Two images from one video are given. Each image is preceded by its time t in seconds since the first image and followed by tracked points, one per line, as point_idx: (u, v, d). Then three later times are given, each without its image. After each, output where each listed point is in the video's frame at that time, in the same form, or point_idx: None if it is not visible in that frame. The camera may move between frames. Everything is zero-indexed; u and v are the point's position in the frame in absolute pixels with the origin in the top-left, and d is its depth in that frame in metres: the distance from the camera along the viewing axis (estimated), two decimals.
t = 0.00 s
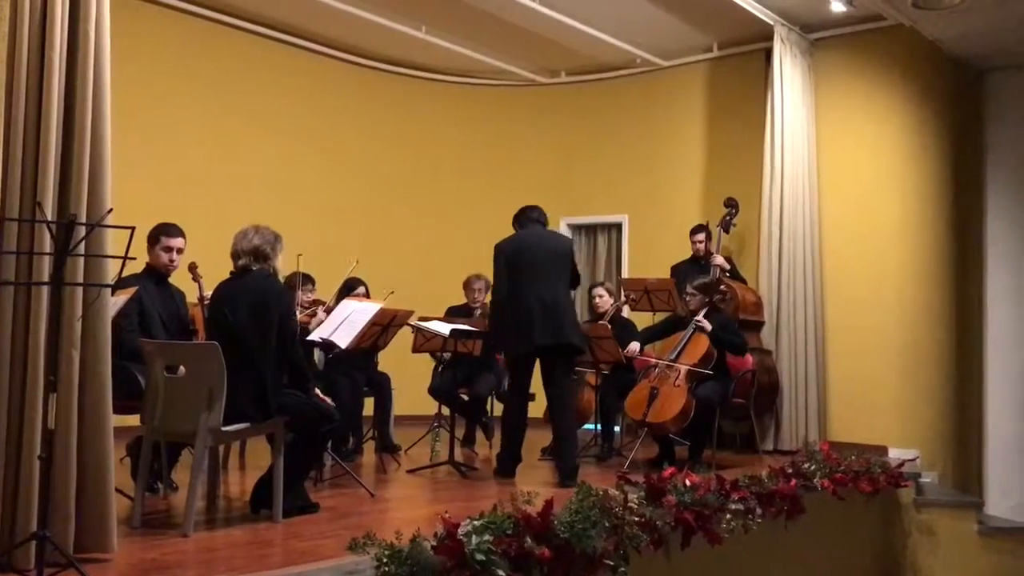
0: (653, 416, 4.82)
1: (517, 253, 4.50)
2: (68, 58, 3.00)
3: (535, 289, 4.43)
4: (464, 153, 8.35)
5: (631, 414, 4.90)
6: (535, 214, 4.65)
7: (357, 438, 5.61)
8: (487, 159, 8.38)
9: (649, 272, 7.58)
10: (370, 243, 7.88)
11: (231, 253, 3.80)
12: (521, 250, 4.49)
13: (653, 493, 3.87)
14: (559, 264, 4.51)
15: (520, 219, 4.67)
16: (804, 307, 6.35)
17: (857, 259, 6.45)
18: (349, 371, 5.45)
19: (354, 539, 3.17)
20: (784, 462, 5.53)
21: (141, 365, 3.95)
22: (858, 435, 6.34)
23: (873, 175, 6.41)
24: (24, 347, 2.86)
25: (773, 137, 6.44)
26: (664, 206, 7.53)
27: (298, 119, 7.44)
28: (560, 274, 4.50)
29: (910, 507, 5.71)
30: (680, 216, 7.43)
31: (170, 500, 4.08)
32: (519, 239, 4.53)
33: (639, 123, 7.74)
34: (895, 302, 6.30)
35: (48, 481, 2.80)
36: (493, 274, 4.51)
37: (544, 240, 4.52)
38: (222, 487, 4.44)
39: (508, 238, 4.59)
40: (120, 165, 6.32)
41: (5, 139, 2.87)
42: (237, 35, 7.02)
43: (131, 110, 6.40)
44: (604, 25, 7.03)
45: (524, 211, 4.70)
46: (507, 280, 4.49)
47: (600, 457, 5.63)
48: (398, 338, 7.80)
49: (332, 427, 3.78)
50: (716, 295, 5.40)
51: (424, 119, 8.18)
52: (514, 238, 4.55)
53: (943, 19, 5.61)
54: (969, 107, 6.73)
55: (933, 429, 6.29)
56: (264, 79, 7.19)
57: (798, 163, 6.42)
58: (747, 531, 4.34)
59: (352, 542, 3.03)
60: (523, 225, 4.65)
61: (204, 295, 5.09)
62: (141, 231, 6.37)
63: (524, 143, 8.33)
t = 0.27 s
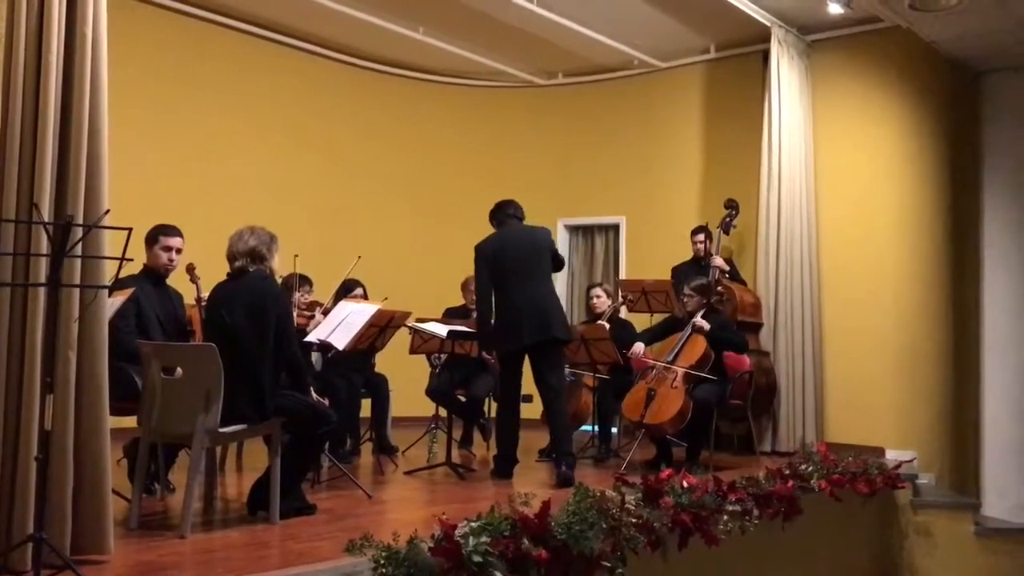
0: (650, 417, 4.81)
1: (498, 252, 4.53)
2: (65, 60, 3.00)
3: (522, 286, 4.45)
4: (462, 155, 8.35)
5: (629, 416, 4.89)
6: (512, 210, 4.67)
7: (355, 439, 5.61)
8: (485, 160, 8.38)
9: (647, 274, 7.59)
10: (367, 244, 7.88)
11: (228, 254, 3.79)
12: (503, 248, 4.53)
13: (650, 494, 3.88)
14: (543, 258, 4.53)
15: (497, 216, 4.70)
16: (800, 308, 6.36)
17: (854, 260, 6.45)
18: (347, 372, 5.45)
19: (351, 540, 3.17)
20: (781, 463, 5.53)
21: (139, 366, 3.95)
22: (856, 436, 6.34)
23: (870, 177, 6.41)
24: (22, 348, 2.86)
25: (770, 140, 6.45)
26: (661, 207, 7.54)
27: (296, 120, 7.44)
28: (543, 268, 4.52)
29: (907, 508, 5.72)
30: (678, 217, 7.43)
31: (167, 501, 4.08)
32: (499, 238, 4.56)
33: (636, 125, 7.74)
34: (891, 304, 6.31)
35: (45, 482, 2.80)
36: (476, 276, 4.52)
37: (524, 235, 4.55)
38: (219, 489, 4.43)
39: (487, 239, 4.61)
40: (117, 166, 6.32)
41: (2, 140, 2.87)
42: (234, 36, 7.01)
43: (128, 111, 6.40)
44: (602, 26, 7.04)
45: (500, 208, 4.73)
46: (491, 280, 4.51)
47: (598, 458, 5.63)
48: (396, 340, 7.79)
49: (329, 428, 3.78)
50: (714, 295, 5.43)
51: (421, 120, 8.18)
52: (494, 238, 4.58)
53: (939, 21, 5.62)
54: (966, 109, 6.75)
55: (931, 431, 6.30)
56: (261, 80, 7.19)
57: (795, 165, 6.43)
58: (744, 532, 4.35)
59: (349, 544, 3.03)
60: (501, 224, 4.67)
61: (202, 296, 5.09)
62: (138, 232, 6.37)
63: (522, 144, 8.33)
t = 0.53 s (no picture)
0: (648, 418, 4.81)
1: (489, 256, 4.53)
2: (63, 60, 3.00)
3: (519, 288, 4.47)
4: (460, 155, 8.35)
5: (626, 417, 4.89)
6: (496, 217, 4.69)
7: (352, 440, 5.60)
8: (483, 161, 8.38)
9: (645, 275, 7.59)
10: (365, 245, 7.88)
11: (226, 255, 3.79)
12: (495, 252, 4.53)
13: (648, 495, 3.89)
14: (535, 264, 4.58)
15: (480, 224, 4.70)
16: (798, 309, 6.36)
17: (853, 261, 6.45)
18: (345, 373, 5.45)
19: (349, 541, 3.17)
20: (779, 463, 5.54)
21: (137, 367, 3.96)
22: (852, 436, 6.33)
23: (869, 179, 6.40)
24: (19, 349, 2.86)
25: (767, 143, 6.45)
26: (660, 208, 7.54)
27: (294, 121, 7.44)
28: (534, 273, 4.56)
29: (905, 509, 5.72)
30: (676, 218, 7.43)
31: (165, 502, 4.08)
32: (489, 243, 4.57)
33: (634, 126, 7.74)
34: (889, 305, 6.31)
35: (42, 483, 2.79)
36: (469, 280, 4.51)
37: (515, 240, 4.58)
38: (217, 490, 4.43)
39: (473, 246, 4.61)
40: (114, 166, 6.32)
41: None
42: (233, 37, 7.02)
43: (126, 112, 6.40)
44: (599, 27, 7.04)
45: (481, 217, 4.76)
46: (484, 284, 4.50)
47: (596, 459, 5.63)
48: (394, 341, 7.79)
49: (327, 429, 3.78)
50: (712, 297, 5.42)
51: (420, 121, 8.18)
52: (482, 244, 4.59)
53: (936, 22, 5.62)
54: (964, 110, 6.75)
55: (929, 433, 6.30)
56: (259, 81, 7.19)
57: (792, 166, 6.43)
58: (742, 533, 4.35)
59: (347, 544, 3.03)
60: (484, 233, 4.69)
61: (199, 297, 5.09)
62: (135, 233, 6.37)
63: (520, 144, 8.34)
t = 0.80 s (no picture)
0: (646, 418, 4.80)
1: (498, 253, 4.51)
2: (60, 60, 3.00)
3: (527, 289, 4.49)
4: (458, 155, 8.35)
5: (624, 417, 4.90)
6: (495, 220, 4.69)
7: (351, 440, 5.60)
8: (481, 161, 8.38)
9: (643, 275, 7.59)
10: (363, 245, 7.87)
11: (225, 255, 3.80)
12: (504, 250, 4.53)
13: (646, 494, 3.89)
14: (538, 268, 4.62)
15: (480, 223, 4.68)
16: (796, 308, 6.36)
17: (851, 262, 6.45)
18: (343, 373, 5.45)
19: (348, 542, 3.17)
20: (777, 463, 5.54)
21: (134, 368, 3.94)
22: (851, 437, 6.34)
23: (868, 180, 6.40)
24: (17, 350, 2.85)
25: (765, 144, 6.45)
26: (658, 208, 7.54)
27: (291, 121, 7.43)
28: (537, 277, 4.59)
29: (903, 509, 5.72)
30: (674, 218, 7.44)
31: (163, 503, 4.08)
32: (493, 241, 4.56)
33: (633, 126, 7.75)
34: (887, 305, 6.31)
35: (40, 484, 2.79)
36: (475, 274, 4.46)
37: (520, 243, 4.60)
38: (215, 490, 4.43)
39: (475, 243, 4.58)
40: (112, 167, 6.32)
41: None
42: (230, 36, 7.01)
43: (124, 112, 6.39)
44: (597, 27, 7.04)
45: (479, 217, 4.74)
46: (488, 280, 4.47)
47: (594, 459, 5.63)
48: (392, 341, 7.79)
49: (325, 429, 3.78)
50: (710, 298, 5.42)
51: (418, 121, 8.18)
52: (486, 242, 4.56)
53: (934, 22, 5.63)
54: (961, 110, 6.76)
55: (927, 432, 6.30)
56: (257, 81, 7.19)
57: (790, 166, 6.43)
58: (740, 533, 4.35)
59: (346, 545, 3.02)
60: (483, 233, 4.67)
61: (198, 298, 5.08)
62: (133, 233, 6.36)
63: (518, 144, 8.34)
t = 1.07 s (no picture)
0: (644, 418, 4.80)
1: (513, 251, 4.49)
2: (58, 60, 3.00)
3: (538, 291, 4.49)
4: (457, 155, 8.35)
5: (623, 416, 4.89)
6: (512, 211, 4.64)
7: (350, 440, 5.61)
8: (479, 161, 8.38)
9: (641, 274, 7.59)
10: (362, 245, 7.88)
11: (224, 255, 3.79)
12: (520, 250, 4.51)
13: (645, 494, 3.89)
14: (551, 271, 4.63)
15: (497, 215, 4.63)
16: (794, 308, 6.37)
17: (850, 261, 6.45)
18: (342, 373, 5.45)
19: (346, 541, 3.17)
20: (775, 463, 5.54)
21: (133, 368, 3.94)
22: (850, 436, 6.34)
23: (866, 180, 6.41)
24: (15, 350, 2.86)
25: (764, 144, 6.45)
26: (656, 208, 7.55)
27: (289, 121, 7.43)
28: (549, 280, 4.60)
29: (901, 508, 5.73)
30: (672, 218, 7.44)
31: (162, 503, 4.07)
32: (512, 238, 4.52)
33: (631, 125, 7.75)
34: (885, 305, 6.32)
35: (38, 485, 2.79)
36: (490, 270, 4.42)
37: (538, 244, 4.59)
38: (214, 490, 4.43)
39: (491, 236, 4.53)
40: (109, 167, 6.31)
41: None
42: (228, 36, 7.01)
43: (121, 112, 6.39)
44: (596, 27, 7.04)
45: (496, 206, 4.68)
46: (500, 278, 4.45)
47: (592, 459, 5.63)
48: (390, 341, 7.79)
49: (324, 429, 3.78)
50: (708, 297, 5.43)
51: (416, 122, 8.18)
52: (503, 237, 4.53)
53: (932, 21, 5.63)
54: (957, 111, 6.78)
55: (925, 432, 6.31)
56: (254, 81, 7.18)
57: (789, 166, 6.44)
58: (738, 532, 4.35)
59: (344, 544, 3.02)
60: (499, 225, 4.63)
61: (195, 298, 5.08)
62: (131, 233, 6.36)
63: (516, 144, 8.34)
